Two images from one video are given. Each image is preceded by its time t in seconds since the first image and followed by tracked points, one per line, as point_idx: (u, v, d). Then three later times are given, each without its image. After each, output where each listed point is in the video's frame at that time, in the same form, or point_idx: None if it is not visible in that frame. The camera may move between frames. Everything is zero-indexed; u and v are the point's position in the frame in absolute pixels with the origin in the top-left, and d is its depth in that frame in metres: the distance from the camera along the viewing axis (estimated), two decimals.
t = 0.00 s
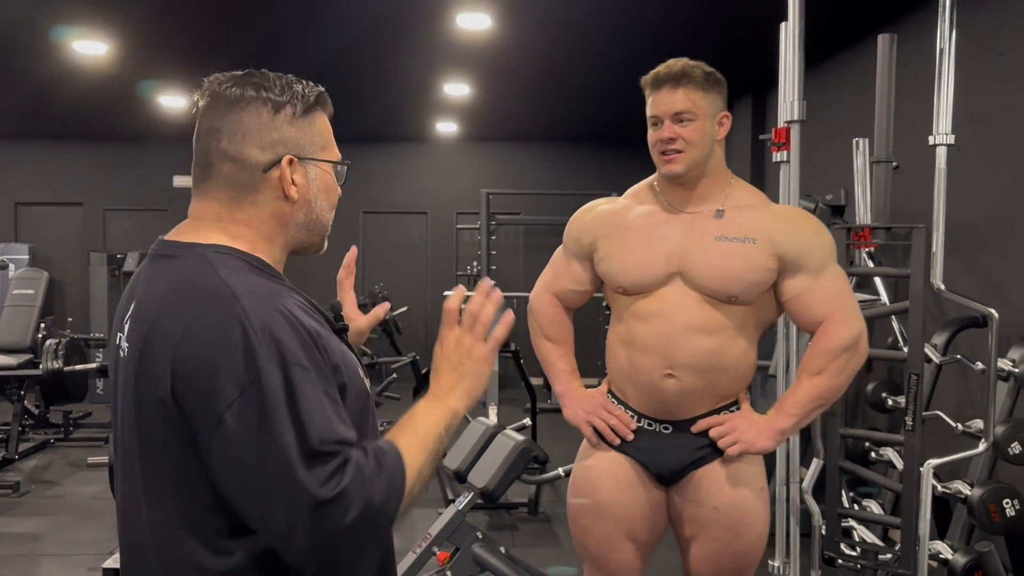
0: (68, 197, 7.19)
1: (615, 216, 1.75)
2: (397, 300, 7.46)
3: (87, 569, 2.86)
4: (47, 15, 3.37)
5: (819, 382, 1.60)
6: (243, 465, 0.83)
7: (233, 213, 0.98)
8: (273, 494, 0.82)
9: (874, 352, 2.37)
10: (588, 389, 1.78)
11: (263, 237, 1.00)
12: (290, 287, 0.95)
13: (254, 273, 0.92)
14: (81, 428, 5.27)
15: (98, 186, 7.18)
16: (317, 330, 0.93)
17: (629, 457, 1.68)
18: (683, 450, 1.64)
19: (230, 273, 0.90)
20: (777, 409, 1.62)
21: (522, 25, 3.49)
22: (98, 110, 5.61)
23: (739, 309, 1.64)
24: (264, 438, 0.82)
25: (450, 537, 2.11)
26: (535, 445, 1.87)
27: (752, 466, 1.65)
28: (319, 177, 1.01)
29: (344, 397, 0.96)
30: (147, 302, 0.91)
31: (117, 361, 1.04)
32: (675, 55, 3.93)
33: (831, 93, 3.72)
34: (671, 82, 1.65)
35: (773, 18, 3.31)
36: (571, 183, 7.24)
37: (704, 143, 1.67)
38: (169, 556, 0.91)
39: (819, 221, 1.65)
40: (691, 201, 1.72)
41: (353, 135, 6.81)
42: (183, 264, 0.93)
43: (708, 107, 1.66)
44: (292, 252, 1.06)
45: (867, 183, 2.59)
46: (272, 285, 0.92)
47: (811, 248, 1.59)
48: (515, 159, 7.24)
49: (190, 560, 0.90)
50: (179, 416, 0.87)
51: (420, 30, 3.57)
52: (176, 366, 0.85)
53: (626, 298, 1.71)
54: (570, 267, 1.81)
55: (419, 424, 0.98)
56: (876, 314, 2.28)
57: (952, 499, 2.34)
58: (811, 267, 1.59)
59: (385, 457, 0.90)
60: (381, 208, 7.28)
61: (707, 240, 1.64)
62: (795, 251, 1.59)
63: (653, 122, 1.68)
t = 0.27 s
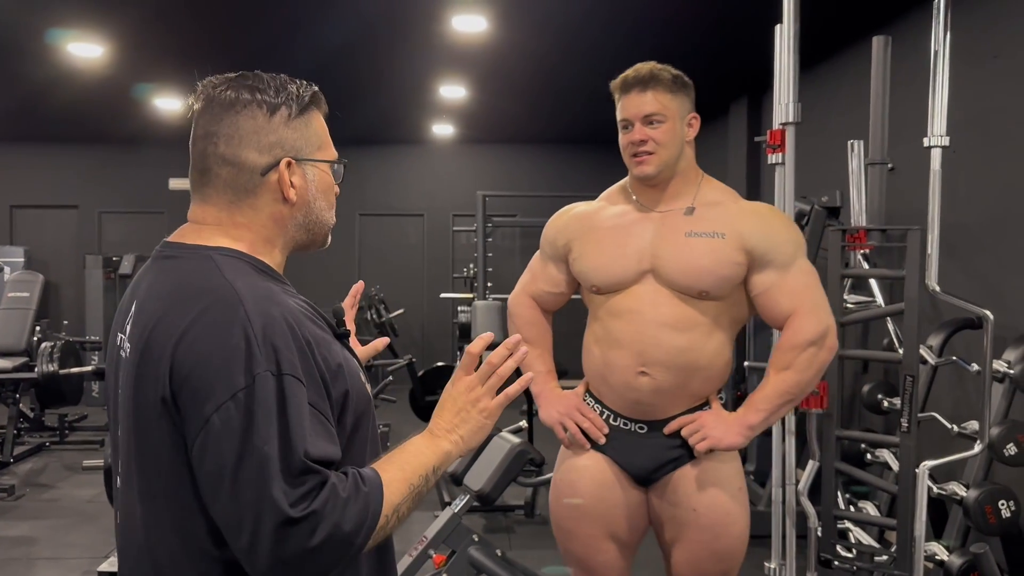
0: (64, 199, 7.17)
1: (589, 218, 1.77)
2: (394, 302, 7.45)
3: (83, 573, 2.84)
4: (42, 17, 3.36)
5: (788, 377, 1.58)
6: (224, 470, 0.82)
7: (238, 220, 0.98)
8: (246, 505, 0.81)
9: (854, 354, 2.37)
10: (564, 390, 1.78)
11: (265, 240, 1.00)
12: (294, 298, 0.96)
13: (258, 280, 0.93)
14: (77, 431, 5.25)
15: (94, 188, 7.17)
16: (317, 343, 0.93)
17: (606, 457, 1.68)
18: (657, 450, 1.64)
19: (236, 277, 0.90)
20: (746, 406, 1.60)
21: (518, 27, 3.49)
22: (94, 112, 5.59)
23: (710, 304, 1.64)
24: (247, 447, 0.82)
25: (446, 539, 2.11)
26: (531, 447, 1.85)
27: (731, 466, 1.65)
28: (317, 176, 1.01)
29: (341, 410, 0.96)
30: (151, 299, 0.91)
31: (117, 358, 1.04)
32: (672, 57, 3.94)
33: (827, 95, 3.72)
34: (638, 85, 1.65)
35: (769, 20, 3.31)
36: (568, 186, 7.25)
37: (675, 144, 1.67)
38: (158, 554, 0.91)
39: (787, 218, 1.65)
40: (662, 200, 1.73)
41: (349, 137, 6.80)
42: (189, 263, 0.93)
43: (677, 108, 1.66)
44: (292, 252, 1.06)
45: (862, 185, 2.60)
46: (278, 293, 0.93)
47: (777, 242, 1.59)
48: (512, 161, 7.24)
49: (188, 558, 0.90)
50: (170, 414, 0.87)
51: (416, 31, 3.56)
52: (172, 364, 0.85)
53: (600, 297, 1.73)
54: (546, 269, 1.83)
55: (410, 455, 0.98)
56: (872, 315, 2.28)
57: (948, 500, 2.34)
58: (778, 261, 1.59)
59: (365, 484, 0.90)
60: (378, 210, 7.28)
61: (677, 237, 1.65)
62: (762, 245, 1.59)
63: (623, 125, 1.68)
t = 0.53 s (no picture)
0: (60, 202, 7.15)
1: (569, 222, 1.76)
2: (391, 304, 7.45)
3: None
4: (39, 19, 3.36)
5: (801, 347, 1.64)
6: (220, 472, 0.82)
7: (237, 223, 0.98)
8: (242, 506, 0.81)
9: (845, 354, 2.37)
10: (547, 390, 1.79)
11: (263, 243, 1.00)
12: (291, 300, 0.96)
13: (255, 282, 0.93)
14: (73, 434, 5.23)
15: (91, 191, 7.15)
16: (314, 346, 0.93)
17: (590, 458, 1.69)
18: (640, 450, 1.63)
19: (232, 279, 0.90)
20: (762, 378, 1.66)
21: (515, 29, 3.49)
22: (90, 115, 5.58)
23: (695, 300, 1.64)
24: (245, 447, 0.82)
25: (443, 542, 2.11)
26: (527, 449, 1.85)
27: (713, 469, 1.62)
28: (315, 179, 1.01)
29: (338, 412, 0.96)
30: (147, 300, 0.91)
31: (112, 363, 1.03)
32: (669, 59, 3.94)
33: (822, 96, 3.73)
34: (611, 92, 1.66)
35: (764, 22, 3.32)
36: (565, 187, 7.25)
37: (653, 146, 1.67)
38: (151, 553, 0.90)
39: (766, 204, 1.66)
40: (642, 201, 1.73)
41: (346, 139, 6.80)
42: (184, 265, 0.93)
43: (651, 112, 1.66)
44: (289, 254, 1.06)
45: (857, 186, 2.60)
46: (273, 295, 0.93)
47: (760, 232, 1.60)
48: (508, 163, 7.24)
49: (179, 556, 0.90)
50: (167, 416, 0.86)
51: (414, 34, 3.56)
52: (169, 365, 0.85)
53: (583, 299, 1.73)
54: (530, 271, 1.84)
55: (405, 458, 0.97)
56: (868, 317, 2.29)
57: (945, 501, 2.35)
58: (768, 245, 1.61)
59: (361, 487, 0.90)
60: (375, 212, 7.28)
61: (656, 236, 1.65)
62: (745, 237, 1.60)
63: (601, 131, 1.68)
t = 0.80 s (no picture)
0: (63, 211, 7.17)
1: (570, 226, 1.76)
2: (392, 313, 7.45)
3: None
4: (44, 30, 3.38)
5: (790, 353, 1.64)
6: (213, 482, 0.82)
7: (213, 233, 0.99)
8: (238, 514, 0.82)
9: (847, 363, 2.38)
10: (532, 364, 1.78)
11: (246, 256, 1.00)
12: (277, 308, 0.96)
13: (242, 291, 0.93)
14: (75, 442, 5.23)
15: (94, 200, 7.17)
16: (301, 352, 0.93)
17: (600, 467, 1.68)
18: (652, 459, 1.64)
19: (216, 289, 0.91)
20: (747, 377, 1.64)
21: (516, 40, 3.51)
22: (94, 124, 5.61)
23: (700, 311, 1.65)
24: (236, 455, 0.82)
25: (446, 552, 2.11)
26: (530, 458, 1.86)
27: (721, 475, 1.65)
28: (301, 195, 1.01)
29: (328, 418, 0.97)
30: (135, 315, 0.91)
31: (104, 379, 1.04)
32: (669, 69, 3.97)
33: (822, 106, 3.75)
34: (620, 101, 1.65)
35: (765, 33, 3.34)
36: (565, 196, 7.27)
37: (656, 160, 1.67)
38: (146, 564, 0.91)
39: (764, 213, 1.67)
40: (645, 212, 1.73)
41: (348, 149, 6.82)
42: (170, 278, 0.93)
43: (657, 124, 1.67)
44: (276, 267, 1.06)
45: (858, 196, 2.61)
46: (259, 303, 0.93)
47: (766, 244, 1.62)
48: (510, 172, 7.26)
49: (173, 563, 0.90)
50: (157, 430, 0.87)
51: (416, 44, 3.58)
52: (156, 378, 0.85)
53: (582, 305, 1.73)
54: (523, 261, 1.85)
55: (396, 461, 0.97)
56: (868, 326, 2.29)
57: (946, 512, 2.32)
58: (768, 259, 1.63)
59: (358, 489, 0.90)
60: (377, 221, 7.29)
61: (661, 247, 1.65)
62: (751, 249, 1.62)
63: (606, 139, 1.68)
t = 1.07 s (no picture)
0: (64, 209, 7.18)
1: (574, 224, 1.77)
2: (393, 311, 7.45)
3: None
4: (45, 28, 3.38)
5: (780, 363, 1.64)
6: (195, 483, 0.82)
7: (218, 230, 0.99)
8: (215, 516, 0.82)
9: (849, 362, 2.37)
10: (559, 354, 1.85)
11: (246, 255, 1.00)
12: (273, 309, 0.96)
13: (236, 291, 0.93)
14: (75, 440, 5.24)
15: (94, 199, 7.18)
16: (293, 354, 0.93)
17: (603, 464, 1.68)
18: (653, 456, 1.64)
19: (209, 288, 0.91)
20: (736, 388, 1.65)
21: (517, 38, 3.51)
22: (95, 123, 5.62)
23: (698, 310, 1.65)
24: (214, 457, 0.82)
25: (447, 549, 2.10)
26: (531, 457, 1.81)
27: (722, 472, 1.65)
28: (306, 198, 1.01)
29: (320, 419, 0.96)
30: (132, 313, 0.92)
31: (111, 375, 1.06)
32: (670, 67, 3.97)
33: (824, 105, 3.74)
34: (622, 105, 1.66)
35: (766, 31, 3.34)
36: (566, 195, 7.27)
37: (658, 165, 1.67)
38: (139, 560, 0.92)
39: (765, 216, 1.67)
40: (647, 211, 1.72)
41: (349, 148, 6.82)
42: (167, 275, 0.94)
43: (659, 130, 1.66)
44: (274, 267, 1.05)
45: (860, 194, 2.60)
46: (253, 302, 0.93)
47: (765, 246, 1.62)
48: (510, 171, 7.26)
49: (167, 561, 0.90)
50: (147, 428, 0.88)
51: (417, 43, 3.58)
52: (145, 376, 0.86)
53: (585, 302, 1.74)
54: (531, 258, 1.87)
55: (397, 470, 0.97)
56: (870, 324, 2.29)
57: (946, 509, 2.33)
58: (765, 262, 1.63)
59: (342, 497, 0.89)
60: (377, 220, 7.29)
61: (662, 246, 1.65)
62: (750, 250, 1.61)
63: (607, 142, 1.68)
